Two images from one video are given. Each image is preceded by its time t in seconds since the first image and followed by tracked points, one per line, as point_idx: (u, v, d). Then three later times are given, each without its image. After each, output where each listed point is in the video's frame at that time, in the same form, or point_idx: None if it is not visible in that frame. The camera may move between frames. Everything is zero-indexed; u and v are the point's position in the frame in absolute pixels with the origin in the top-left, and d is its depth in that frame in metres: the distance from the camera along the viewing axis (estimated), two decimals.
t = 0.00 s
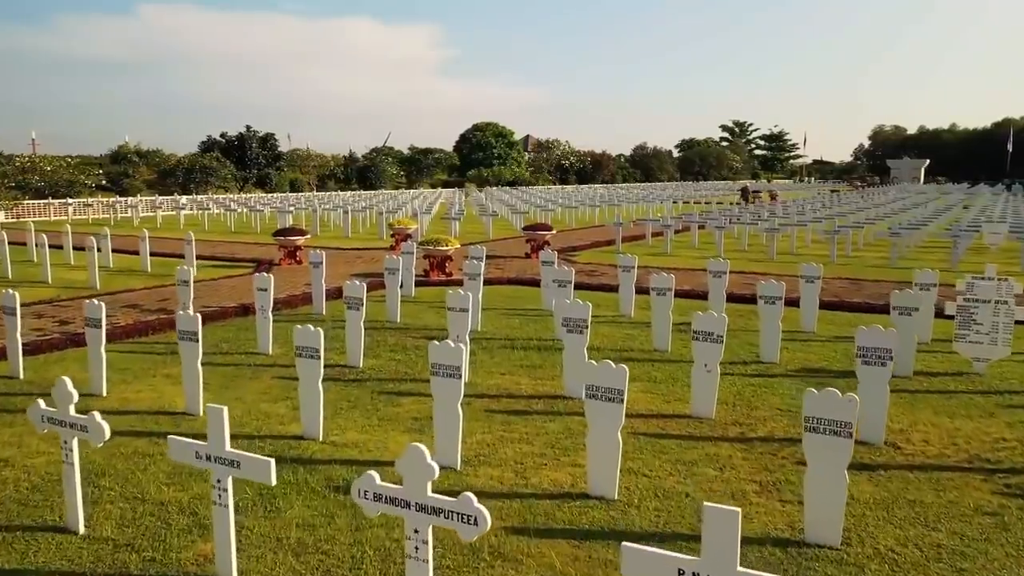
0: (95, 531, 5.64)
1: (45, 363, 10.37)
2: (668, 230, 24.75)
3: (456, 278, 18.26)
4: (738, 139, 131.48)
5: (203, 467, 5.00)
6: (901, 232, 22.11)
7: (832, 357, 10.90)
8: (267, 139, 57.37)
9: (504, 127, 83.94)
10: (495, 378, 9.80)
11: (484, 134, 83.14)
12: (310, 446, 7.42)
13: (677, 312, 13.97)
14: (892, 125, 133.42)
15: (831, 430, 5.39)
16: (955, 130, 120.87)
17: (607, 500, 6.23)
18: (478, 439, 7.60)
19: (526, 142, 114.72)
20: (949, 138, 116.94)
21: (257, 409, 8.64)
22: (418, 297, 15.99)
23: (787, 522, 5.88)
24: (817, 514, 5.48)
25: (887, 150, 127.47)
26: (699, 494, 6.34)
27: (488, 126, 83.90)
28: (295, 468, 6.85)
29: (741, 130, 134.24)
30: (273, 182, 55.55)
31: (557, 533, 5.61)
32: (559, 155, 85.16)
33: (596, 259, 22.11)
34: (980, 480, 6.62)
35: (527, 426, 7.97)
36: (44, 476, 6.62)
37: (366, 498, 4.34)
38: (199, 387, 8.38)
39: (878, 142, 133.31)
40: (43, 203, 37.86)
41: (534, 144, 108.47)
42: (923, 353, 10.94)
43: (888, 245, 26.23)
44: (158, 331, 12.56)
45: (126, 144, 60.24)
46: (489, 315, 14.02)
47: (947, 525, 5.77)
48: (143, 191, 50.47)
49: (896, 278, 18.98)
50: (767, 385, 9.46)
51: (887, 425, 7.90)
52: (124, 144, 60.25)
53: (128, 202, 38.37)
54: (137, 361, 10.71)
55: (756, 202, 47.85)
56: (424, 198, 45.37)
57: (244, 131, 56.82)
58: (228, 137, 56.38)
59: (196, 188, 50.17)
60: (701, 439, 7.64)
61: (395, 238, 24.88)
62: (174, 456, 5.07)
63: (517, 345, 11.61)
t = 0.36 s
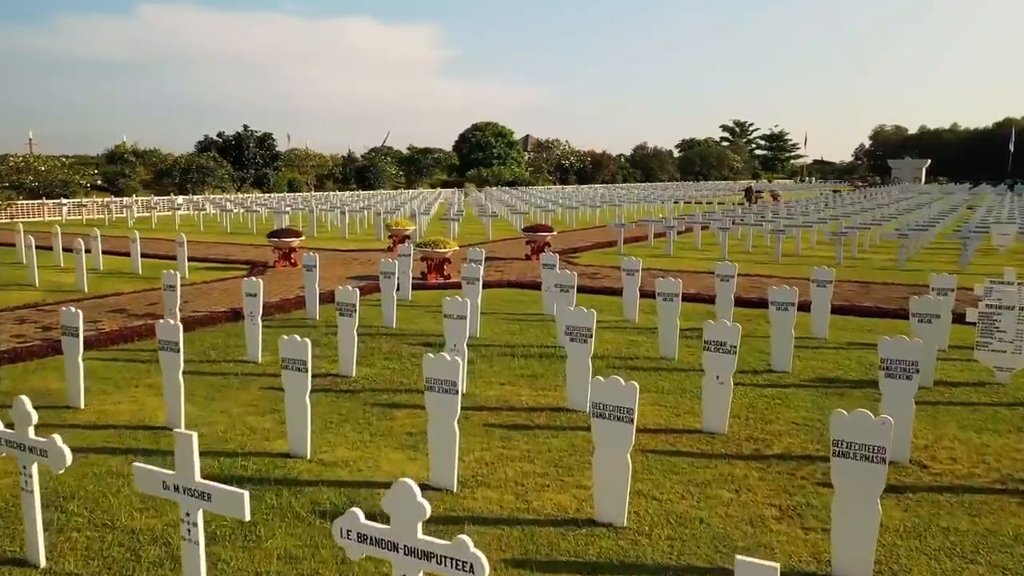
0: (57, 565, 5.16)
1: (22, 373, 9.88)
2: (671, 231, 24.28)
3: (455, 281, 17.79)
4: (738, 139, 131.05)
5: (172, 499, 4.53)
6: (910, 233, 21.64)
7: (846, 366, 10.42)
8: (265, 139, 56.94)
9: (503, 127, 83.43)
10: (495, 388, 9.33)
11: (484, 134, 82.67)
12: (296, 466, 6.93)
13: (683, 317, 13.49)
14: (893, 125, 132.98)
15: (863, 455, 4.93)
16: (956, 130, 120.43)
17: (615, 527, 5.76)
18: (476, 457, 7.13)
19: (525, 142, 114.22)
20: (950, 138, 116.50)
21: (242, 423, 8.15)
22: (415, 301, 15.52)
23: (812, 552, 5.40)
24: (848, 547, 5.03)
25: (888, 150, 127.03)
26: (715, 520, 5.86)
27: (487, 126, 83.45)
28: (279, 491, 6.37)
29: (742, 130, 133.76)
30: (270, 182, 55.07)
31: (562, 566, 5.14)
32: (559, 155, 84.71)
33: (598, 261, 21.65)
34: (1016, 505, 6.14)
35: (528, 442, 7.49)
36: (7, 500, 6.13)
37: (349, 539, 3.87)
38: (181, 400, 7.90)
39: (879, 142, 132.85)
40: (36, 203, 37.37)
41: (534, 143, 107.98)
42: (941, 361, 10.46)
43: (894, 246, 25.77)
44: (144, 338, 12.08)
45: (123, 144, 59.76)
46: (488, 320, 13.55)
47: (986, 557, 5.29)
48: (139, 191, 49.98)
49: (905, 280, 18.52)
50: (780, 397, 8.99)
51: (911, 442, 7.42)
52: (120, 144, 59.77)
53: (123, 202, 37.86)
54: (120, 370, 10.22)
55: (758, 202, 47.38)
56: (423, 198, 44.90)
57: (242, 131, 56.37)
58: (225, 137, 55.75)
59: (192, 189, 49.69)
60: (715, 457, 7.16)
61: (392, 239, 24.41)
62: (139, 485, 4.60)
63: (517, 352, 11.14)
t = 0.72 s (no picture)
0: None
1: None
2: (674, 232, 23.82)
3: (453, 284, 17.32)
4: (739, 139, 130.59)
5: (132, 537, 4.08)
6: (919, 234, 21.18)
7: (862, 375, 9.95)
8: (263, 139, 56.64)
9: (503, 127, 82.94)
10: (494, 399, 8.85)
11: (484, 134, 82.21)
12: (281, 487, 6.46)
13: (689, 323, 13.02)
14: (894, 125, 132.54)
15: (900, 485, 4.46)
16: (957, 130, 119.97)
17: (625, 559, 5.29)
18: (473, 477, 6.65)
19: (525, 142, 113.74)
20: (951, 138, 116.03)
21: (226, 438, 7.68)
22: (412, 305, 15.05)
23: None
24: None
25: (889, 150, 126.57)
26: (734, 550, 5.39)
27: (487, 125, 82.99)
28: (261, 516, 5.90)
29: (742, 129, 133.26)
30: (268, 182, 54.58)
31: None
32: (559, 155, 84.24)
33: (600, 263, 21.18)
34: None
35: (529, 460, 7.02)
36: None
37: None
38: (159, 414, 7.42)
39: (880, 142, 132.41)
40: (30, 204, 36.89)
41: (534, 143, 107.48)
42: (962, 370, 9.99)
43: (901, 248, 25.31)
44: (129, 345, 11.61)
45: (119, 144, 59.30)
46: (488, 325, 13.09)
47: None
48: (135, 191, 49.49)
49: (915, 283, 18.05)
50: (796, 410, 8.51)
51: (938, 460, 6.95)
52: (117, 144, 59.30)
53: (117, 202, 37.41)
54: (101, 380, 9.74)
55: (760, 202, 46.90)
56: (421, 198, 44.44)
57: (240, 131, 55.96)
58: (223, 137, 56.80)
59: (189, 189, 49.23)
60: (729, 477, 6.69)
61: (389, 240, 23.94)
62: (97, 520, 4.16)
63: (517, 360, 10.66)
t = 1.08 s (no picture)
0: None
1: None
2: (677, 234, 23.37)
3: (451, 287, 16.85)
4: (739, 139, 130.19)
5: None
6: (928, 236, 20.70)
7: (880, 385, 9.48)
8: (259, 139, 56.87)
9: (503, 127, 82.48)
10: (493, 413, 8.38)
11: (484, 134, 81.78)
12: (263, 513, 5.98)
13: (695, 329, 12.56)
14: (895, 125, 132.11)
15: (946, 522, 3.99)
16: (958, 130, 119.55)
17: None
18: (470, 500, 6.17)
19: (524, 142, 113.37)
20: (952, 138, 115.60)
21: (207, 456, 7.20)
22: (409, 310, 14.59)
23: None
24: None
25: (890, 150, 126.07)
26: None
27: (487, 125, 82.53)
28: (239, 547, 5.42)
29: (743, 130, 132.79)
30: (265, 182, 54.11)
31: None
32: (559, 155, 83.77)
33: (602, 265, 20.73)
34: None
35: (530, 481, 6.53)
36: None
37: None
38: (135, 432, 6.94)
39: (881, 142, 131.95)
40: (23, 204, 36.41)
41: (534, 143, 107.00)
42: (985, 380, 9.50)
43: (908, 249, 24.84)
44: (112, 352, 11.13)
45: (116, 145, 58.82)
46: (487, 331, 12.61)
47: None
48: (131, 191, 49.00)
49: (926, 286, 17.57)
50: (812, 424, 8.04)
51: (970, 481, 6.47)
52: (114, 145, 58.83)
53: (112, 202, 36.92)
54: (80, 391, 9.26)
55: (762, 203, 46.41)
56: (420, 198, 43.98)
57: (236, 130, 55.78)
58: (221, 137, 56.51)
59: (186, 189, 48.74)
60: (747, 500, 6.21)
61: (387, 241, 23.49)
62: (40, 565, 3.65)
63: (517, 369, 10.19)
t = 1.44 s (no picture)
0: None
1: None
2: (680, 235, 22.92)
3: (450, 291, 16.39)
4: (740, 139, 129.70)
5: None
6: (938, 237, 20.24)
7: (899, 396, 9.01)
8: (257, 139, 56.49)
9: (503, 126, 82.02)
10: (492, 428, 7.92)
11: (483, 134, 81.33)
12: (243, 542, 5.51)
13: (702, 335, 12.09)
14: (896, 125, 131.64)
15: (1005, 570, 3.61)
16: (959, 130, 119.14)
17: None
18: (467, 528, 5.71)
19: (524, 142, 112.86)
20: (954, 138, 115.16)
21: (186, 476, 6.74)
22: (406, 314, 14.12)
23: None
24: None
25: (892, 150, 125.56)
26: None
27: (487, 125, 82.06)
28: None
29: (744, 130, 132.29)
30: (263, 182, 53.61)
31: None
32: (559, 155, 83.27)
33: (604, 267, 20.27)
34: None
35: (532, 505, 6.07)
36: None
37: None
38: (108, 451, 6.47)
39: (882, 142, 131.45)
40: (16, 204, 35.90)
41: (534, 143, 106.46)
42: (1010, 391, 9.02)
43: (916, 250, 24.35)
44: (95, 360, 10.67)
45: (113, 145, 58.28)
46: (486, 337, 12.14)
47: None
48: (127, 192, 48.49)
49: (936, 290, 17.09)
50: (830, 440, 7.58)
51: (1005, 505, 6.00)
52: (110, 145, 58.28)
53: (107, 203, 36.48)
54: (56, 403, 8.78)
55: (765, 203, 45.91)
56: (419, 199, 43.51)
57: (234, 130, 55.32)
58: (218, 137, 56.19)
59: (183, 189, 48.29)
60: (766, 527, 5.74)
61: (384, 243, 23.02)
62: None
63: (517, 378, 9.72)
